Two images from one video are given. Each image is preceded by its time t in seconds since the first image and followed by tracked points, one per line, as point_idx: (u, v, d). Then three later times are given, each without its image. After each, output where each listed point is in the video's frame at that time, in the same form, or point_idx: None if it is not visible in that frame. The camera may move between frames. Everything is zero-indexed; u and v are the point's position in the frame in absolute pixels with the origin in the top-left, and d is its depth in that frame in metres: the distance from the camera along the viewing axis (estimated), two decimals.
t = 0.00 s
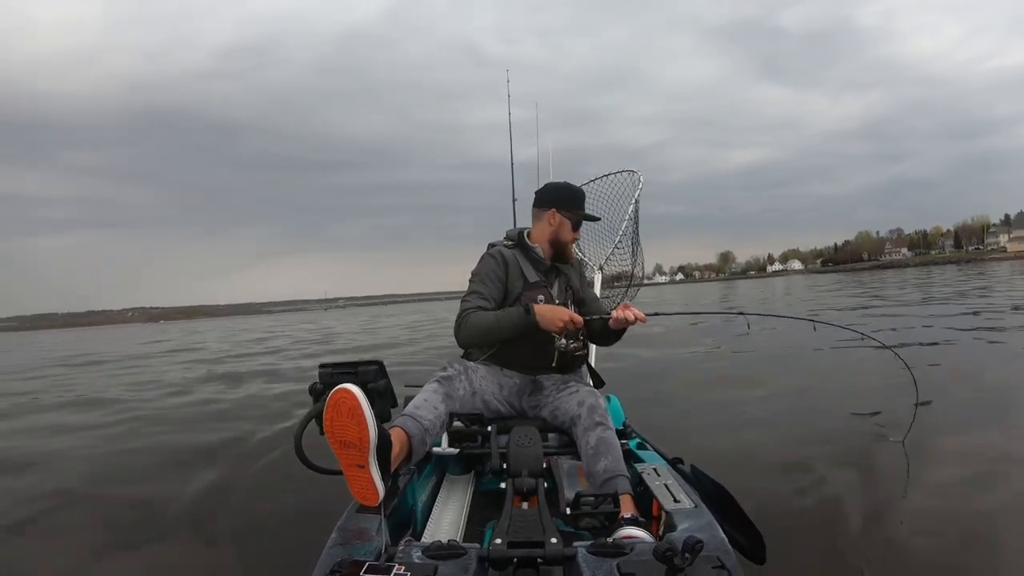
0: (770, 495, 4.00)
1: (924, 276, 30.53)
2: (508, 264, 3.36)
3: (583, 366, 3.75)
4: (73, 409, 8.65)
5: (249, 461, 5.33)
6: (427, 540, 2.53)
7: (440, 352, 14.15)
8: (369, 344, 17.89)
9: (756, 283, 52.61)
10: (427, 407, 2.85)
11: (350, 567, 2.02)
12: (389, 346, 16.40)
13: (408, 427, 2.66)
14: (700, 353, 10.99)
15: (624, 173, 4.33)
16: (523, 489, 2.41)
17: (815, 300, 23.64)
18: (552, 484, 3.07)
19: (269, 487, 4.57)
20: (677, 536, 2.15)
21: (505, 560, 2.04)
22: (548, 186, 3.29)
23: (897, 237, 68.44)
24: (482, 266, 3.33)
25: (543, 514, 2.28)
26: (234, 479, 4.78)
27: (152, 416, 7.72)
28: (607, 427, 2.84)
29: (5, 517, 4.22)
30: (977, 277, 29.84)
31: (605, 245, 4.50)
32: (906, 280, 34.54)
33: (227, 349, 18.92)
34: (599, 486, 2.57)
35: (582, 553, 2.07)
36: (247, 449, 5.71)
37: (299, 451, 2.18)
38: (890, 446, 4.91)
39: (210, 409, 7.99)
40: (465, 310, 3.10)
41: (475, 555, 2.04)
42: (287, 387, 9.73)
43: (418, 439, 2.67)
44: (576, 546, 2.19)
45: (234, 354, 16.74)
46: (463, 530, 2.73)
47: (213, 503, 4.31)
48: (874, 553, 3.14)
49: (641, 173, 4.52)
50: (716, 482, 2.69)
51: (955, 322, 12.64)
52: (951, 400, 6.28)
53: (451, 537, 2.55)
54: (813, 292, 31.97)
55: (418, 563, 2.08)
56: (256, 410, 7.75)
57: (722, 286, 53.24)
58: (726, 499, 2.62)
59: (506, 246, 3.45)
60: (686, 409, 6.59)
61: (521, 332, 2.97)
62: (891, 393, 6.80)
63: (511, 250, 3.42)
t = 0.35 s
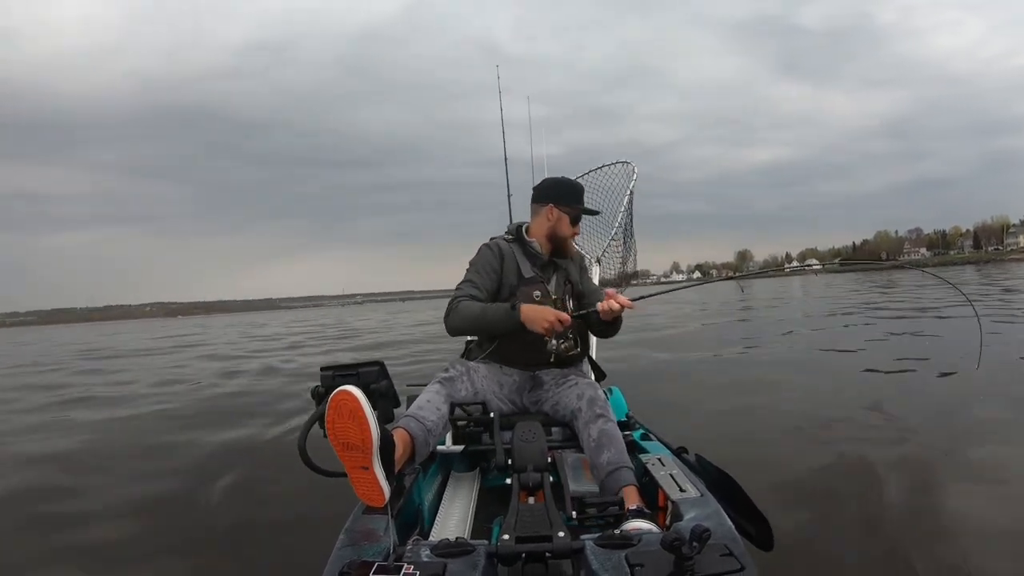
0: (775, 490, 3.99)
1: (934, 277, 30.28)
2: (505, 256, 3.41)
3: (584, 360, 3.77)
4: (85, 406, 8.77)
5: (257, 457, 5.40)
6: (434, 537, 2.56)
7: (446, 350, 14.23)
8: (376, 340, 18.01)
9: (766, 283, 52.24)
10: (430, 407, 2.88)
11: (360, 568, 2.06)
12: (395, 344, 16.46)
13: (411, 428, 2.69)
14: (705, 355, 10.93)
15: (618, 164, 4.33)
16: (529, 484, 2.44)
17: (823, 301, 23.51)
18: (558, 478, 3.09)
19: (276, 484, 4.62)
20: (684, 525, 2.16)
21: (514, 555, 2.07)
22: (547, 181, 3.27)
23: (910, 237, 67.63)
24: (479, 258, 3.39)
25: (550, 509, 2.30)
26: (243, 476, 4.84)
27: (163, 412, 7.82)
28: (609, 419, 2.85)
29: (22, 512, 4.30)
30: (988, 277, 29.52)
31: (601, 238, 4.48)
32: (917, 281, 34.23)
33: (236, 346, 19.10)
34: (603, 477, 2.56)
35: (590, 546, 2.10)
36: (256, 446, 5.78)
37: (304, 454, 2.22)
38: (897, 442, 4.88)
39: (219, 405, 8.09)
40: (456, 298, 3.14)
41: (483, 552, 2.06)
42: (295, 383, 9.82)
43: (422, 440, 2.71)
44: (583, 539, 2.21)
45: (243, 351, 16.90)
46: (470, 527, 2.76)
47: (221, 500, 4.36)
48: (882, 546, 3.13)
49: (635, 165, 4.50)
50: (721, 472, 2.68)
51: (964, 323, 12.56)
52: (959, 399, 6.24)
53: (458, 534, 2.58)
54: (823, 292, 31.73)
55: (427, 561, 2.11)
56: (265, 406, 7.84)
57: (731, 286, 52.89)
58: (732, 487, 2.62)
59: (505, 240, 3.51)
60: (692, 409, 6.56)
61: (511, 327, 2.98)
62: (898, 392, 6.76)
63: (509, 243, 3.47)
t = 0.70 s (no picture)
0: (779, 489, 3.97)
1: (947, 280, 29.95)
2: (495, 255, 3.44)
3: (585, 355, 3.77)
4: (96, 401, 8.87)
5: (264, 454, 5.44)
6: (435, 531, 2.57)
7: (453, 349, 14.27)
8: (383, 339, 18.10)
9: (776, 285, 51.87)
10: (433, 402, 2.89)
11: (360, 561, 2.07)
12: (401, 343, 16.51)
13: (413, 422, 2.70)
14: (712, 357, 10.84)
15: (624, 160, 4.32)
16: (529, 479, 2.44)
17: (833, 304, 23.32)
18: (559, 473, 3.09)
19: (279, 481, 4.64)
20: (684, 522, 2.15)
21: (513, 549, 2.07)
22: (529, 177, 3.28)
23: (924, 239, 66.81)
24: (470, 260, 3.44)
25: (550, 504, 2.30)
26: (249, 472, 4.88)
27: (173, 409, 7.91)
28: (608, 415, 2.84)
29: (33, 505, 4.36)
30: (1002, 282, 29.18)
31: (606, 234, 4.46)
32: (930, 286, 33.82)
33: (245, 343, 19.27)
34: (603, 475, 2.55)
35: (590, 541, 2.09)
36: (263, 442, 5.83)
37: (307, 446, 2.23)
38: (905, 444, 4.83)
39: (228, 402, 8.17)
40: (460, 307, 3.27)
41: (482, 546, 2.06)
42: (302, 381, 9.90)
43: (423, 434, 2.72)
44: (583, 535, 2.21)
45: (252, 348, 17.03)
46: (470, 521, 2.77)
47: (227, 495, 4.39)
48: (888, 546, 3.10)
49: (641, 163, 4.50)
50: (723, 469, 2.66)
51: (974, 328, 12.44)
52: (967, 402, 6.18)
53: (458, 528, 2.59)
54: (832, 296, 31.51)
55: (427, 555, 2.11)
56: (272, 404, 7.91)
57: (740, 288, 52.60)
58: (733, 486, 2.60)
59: (496, 237, 3.53)
60: (698, 410, 6.53)
61: (509, 322, 3.04)
62: (907, 396, 6.70)
63: (500, 241, 3.48)
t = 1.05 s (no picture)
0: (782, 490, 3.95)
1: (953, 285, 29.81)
2: (506, 258, 3.43)
3: (587, 357, 3.77)
4: (101, 399, 8.91)
5: (268, 453, 5.46)
6: (437, 534, 2.58)
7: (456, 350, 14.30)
8: (387, 339, 18.17)
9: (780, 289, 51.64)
10: (436, 404, 2.89)
11: (362, 564, 2.07)
12: (403, 343, 16.53)
13: (417, 424, 2.71)
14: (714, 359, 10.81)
15: (624, 163, 4.30)
16: (532, 482, 2.43)
17: (837, 308, 23.25)
18: (562, 475, 3.09)
19: (279, 482, 4.65)
20: (687, 524, 2.13)
21: (516, 552, 2.06)
22: (537, 177, 3.26)
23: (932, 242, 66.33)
24: (481, 263, 3.42)
25: (553, 506, 2.30)
26: (253, 472, 4.90)
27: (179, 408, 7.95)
28: (612, 417, 2.83)
29: (39, 501, 4.38)
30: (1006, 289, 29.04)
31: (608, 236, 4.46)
32: (937, 291, 33.69)
33: (249, 342, 19.35)
34: (605, 477, 2.54)
35: (593, 543, 2.08)
36: (268, 443, 5.85)
37: (310, 451, 2.24)
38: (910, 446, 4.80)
39: (233, 402, 8.21)
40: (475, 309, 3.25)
41: (484, 549, 2.05)
42: (306, 381, 9.94)
43: (427, 437, 2.72)
44: (586, 536, 2.20)
45: (257, 346, 17.11)
46: (473, 524, 2.77)
47: (230, 495, 4.41)
48: (892, 550, 3.09)
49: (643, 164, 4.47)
50: (725, 471, 2.65)
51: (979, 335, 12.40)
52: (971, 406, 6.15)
53: (461, 531, 2.59)
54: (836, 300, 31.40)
55: (429, 558, 2.11)
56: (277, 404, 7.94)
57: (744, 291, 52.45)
58: (737, 488, 2.58)
59: (504, 239, 3.53)
60: (701, 412, 6.50)
61: (525, 322, 3.00)
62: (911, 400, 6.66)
63: (508, 243, 3.49)
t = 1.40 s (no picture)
0: (780, 496, 3.97)
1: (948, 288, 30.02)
2: (515, 250, 3.35)
3: (587, 356, 3.78)
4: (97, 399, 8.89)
5: (266, 452, 5.46)
6: (437, 531, 2.58)
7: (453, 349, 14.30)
8: (384, 338, 18.17)
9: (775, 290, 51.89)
10: (434, 400, 2.89)
11: (361, 560, 2.08)
12: (399, 342, 16.54)
13: (415, 420, 2.71)
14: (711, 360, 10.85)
15: (625, 162, 4.29)
16: (531, 480, 2.45)
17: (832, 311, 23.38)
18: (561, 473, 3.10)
19: (276, 481, 4.64)
20: (686, 524, 2.14)
21: (515, 550, 2.07)
22: (549, 180, 3.31)
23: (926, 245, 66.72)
24: (489, 255, 3.29)
25: (552, 505, 2.30)
26: (252, 470, 4.90)
27: (175, 407, 7.94)
28: (603, 414, 2.83)
29: (36, 501, 4.37)
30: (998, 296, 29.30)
31: (609, 236, 4.47)
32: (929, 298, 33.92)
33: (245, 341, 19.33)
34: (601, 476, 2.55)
35: (592, 542, 2.09)
36: (265, 441, 5.85)
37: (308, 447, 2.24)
38: (904, 451, 4.84)
39: (229, 401, 8.20)
40: (494, 296, 3.05)
41: (483, 547, 2.06)
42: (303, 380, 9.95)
43: (425, 433, 2.72)
44: (585, 535, 2.20)
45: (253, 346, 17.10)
46: (472, 521, 2.78)
47: (228, 494, 4.41)
48: (886, 559, 3.12)
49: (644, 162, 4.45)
50: (724, 471, 2.66)
51: (972, 343, 12.50)
52: (964, 410, 6.20)
53: (460, 528, 2.59)
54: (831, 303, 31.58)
55: (429, 555, 2.11)
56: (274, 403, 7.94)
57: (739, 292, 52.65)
58: (736, 488, 2.59)
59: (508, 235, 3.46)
60: (698, 412, 6.52)
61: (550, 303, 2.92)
62: (906, 402, 6.71)
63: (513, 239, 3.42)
